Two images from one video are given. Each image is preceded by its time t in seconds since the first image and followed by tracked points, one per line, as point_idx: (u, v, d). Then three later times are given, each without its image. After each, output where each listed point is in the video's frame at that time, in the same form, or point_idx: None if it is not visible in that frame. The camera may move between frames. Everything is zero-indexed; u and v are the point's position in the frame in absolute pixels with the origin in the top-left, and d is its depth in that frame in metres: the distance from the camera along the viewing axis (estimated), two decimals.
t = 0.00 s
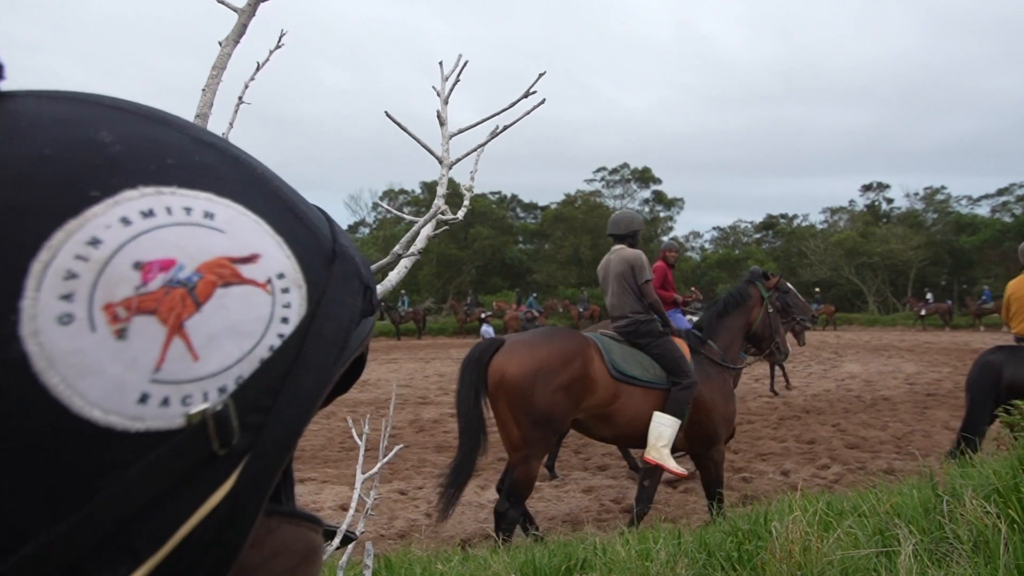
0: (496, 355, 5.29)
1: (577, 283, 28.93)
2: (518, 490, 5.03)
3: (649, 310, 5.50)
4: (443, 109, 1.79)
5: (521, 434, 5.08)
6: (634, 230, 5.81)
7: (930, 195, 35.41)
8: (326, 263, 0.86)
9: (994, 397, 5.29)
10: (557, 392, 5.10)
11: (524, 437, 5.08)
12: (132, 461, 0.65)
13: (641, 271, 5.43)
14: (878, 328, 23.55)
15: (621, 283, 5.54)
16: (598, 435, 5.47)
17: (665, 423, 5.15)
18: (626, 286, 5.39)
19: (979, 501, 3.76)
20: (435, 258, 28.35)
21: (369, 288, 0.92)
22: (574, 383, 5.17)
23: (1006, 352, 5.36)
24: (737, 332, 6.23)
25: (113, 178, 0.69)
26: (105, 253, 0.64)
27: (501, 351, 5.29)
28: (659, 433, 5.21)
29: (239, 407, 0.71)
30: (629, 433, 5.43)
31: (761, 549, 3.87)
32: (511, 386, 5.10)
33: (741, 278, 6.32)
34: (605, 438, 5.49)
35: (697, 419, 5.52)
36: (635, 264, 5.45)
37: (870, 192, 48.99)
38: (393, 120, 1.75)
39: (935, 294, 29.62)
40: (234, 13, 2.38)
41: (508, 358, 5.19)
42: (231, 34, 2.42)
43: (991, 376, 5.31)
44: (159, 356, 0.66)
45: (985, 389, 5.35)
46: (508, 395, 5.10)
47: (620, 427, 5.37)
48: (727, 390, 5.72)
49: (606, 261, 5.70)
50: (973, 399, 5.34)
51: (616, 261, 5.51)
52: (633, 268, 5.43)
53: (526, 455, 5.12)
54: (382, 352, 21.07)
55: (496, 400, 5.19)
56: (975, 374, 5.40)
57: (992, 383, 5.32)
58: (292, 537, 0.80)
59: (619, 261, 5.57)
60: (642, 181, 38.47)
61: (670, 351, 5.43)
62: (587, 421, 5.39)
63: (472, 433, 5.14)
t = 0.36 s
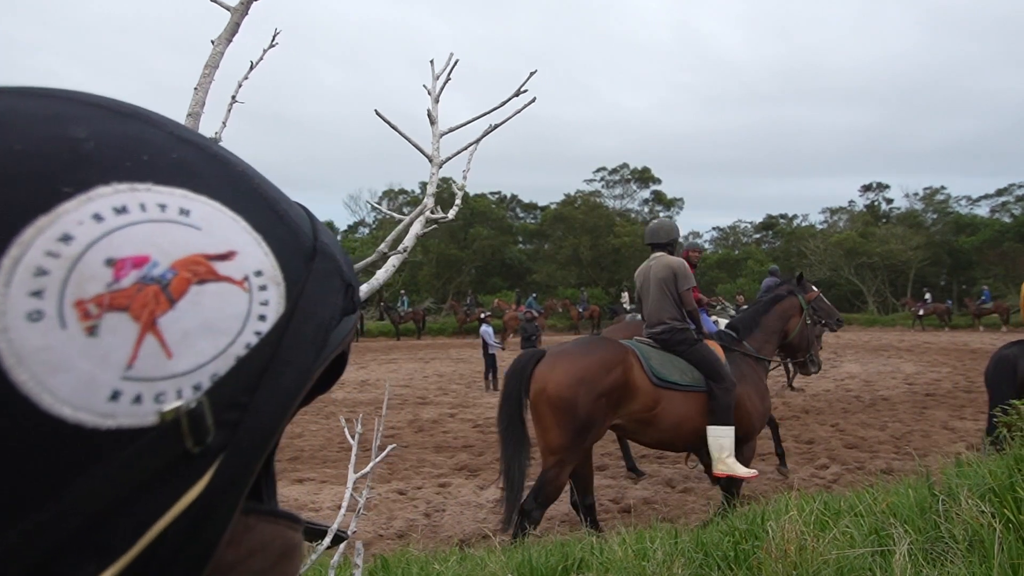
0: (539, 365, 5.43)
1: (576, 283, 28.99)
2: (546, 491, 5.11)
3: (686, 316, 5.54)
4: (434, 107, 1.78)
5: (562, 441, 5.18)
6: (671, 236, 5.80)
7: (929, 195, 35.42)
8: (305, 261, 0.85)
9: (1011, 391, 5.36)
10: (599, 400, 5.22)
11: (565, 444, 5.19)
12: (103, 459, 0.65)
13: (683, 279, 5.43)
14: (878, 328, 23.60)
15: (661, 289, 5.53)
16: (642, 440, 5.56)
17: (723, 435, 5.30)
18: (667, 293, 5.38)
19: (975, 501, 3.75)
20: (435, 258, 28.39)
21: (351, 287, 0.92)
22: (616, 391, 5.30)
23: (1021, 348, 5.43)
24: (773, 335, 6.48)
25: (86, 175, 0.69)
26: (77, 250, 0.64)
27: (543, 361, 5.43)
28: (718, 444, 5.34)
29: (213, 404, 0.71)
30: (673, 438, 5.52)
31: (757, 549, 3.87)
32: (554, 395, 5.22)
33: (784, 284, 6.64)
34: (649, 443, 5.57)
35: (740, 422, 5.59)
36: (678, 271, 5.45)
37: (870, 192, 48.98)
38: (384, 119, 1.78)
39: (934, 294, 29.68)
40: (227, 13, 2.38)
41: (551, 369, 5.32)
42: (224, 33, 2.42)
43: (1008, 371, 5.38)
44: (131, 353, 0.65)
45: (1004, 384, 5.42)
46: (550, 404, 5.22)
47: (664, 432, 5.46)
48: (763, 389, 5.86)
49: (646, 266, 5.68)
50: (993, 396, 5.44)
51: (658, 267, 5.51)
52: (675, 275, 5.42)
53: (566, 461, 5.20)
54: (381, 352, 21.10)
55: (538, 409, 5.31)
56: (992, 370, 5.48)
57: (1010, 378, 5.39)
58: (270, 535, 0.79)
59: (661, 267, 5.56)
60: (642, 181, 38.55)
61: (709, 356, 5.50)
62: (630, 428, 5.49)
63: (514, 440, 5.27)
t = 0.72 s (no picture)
0: (586, 362, 5.66)
1: (576, 283, 29.03)
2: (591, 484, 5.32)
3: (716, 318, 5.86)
4: (425, 107, 1.78)
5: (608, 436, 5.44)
6: (706, 240, 6.04)
7: (929, 195, 35.40)
8: (287, 262, 0.85)
9: None
10: (644, 398, 5.49)
11: (612, 440, 5.44)
12: (80, 460, 0.65)
13: (713, 283, 5.73)
14: (877, 329, 23.63)
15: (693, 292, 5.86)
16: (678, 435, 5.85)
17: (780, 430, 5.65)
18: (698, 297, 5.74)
19: (973, 502, 3.74)
20: (435, 258, 28.45)
21: (335, 288, 0.91)
22: (659, 389, 5.57)
23: None
24: (803, 334, 6.81)
25: (62, 176, 0.69)
26: (50, 251, 0.65)
27: (590, 358, 5.65)
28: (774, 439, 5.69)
29: (190, 407, 0.71)
30: (708, 435, 5.82)
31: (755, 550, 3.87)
32: (603, 393, 5.46)
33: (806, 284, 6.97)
34: (684, 438, 5.87)
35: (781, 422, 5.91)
36: (710, 275, 5.74)
37: (870, 193, 48.96)
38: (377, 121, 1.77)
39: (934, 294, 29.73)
40: (221, 13, 2.37)
41: (598, 366, 5.57)
42: (218, 33, 2.42)
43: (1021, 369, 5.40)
44: (105, 355, 0.65)
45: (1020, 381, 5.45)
46: (597, 401, 5.46)
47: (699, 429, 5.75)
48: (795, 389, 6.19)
49: (679, 270, 5.99)
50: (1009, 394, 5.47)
51: (690, 271, 5.81)
52: (706, 280, 5.74)
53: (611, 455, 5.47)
54: (381, 352, 21.14)
55: (584, 405, 5.56)
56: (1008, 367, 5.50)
57: None
58: (249, 538, 0.79)
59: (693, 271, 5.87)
60: (642, 182, 38.61)
61: (740, 355, 5.82)
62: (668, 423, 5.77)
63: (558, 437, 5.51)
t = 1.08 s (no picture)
0: (632, 359, 5.86)
1: (576, 283, 29.04)
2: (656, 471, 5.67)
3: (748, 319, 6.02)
4: (416, 107, 1.78)
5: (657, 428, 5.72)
6: (736, 242, 6.04)
7: (929, 195, 35.42)
8: (269, 262, 0.84)
9: None
10: (691, 391, 5.69)
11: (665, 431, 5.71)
12: (57, 458, 0.66)
13: (742, 287, 5.83)
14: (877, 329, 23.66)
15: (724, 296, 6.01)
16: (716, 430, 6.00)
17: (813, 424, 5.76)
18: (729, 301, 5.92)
19: (971, 502, 3.73)
20: (435, 259, 28.49)
21: (318, 288, 0.91)
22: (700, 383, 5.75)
23: None
24: (828, 331, 6.80)
25: (39, 175, 0.69)
26: (24, 251, 0.65)
27: (635, 355, 5.88)
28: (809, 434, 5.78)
29: (166, 407, 0.70)
30: (746, 430, 6.00)
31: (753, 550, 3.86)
32: (652, 386, 5.68)
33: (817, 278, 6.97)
34: (721, 434, 6.01)
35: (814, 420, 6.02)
36: (738, 279, 5.85)
37: (870, 193, 48.91)
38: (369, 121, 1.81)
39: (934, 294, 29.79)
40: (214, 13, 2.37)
41: (643, 361, 5.78)
42: (212, 33, 2.41)
43: None
44: (81, 355, 0.66)
45: None
46: (646, 395, 5.70)
47: (737, 423, 5.91)
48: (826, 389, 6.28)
49: (711, 273, 6.10)
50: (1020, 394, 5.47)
51: (721, 276, 5.93)
52: (734, 284, 5.85)
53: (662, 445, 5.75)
54: (381, 353, 21.16)
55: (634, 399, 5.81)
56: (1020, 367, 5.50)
57: None
58: (230, 538, 0.79)
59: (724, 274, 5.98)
60: (642, 182, 38.67)
61: (775, 353, 6.02)
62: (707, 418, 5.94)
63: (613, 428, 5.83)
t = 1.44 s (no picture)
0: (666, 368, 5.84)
1: (576, 283, 29.08)
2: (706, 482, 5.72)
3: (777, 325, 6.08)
4: (406, 107, 1.76)
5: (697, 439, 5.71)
6: (763, 251, 6.10)
7: (929, 195, 35.42)
8: (249, 259, 0.84)
9: None
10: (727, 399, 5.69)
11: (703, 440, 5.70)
12: (31, 451, 0.66)
13: (769, 295, 5.92)
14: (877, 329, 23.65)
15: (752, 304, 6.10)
16: (749, 436, 6.04)
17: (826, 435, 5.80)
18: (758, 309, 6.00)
19: (968, 502, 3.72)
20: (434, 258, 28.52)
21: (299, 288, 0.90)
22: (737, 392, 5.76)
23: None
24: (866, 336, 6.87)
25: (17, 174, 0.70)
26: None
27: (671, 364, 5.84)
28: (826, 443, 5.82)
29: (141, 404, 0.70)
30: (776, 438, 6.02)
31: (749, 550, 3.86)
32: (688, 395, 5.67)
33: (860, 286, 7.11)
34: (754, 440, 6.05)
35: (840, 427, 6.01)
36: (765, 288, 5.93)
37: (870, 193, 48.94)
38: (356, 118, 1.72)
39: (933, 295, 29.79)
40: (207, 12, 2.38)
41: (680, 371, 5.76)
42: (205, 32, 2.42)
43: None
44: (54, 351, 0.66)
45: None
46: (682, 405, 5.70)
47: (770, 431, 5.94)
48: (858, 397, 6.24)
49: (738, 282, 6.19)
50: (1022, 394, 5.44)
51: (748, 284, 6.03)
52: (761, 293, 5.94)
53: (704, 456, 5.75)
54: (380, 353, 21.19)
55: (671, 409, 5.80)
56: None
57: None
58: (206, 537, 0.78)
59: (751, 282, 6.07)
60: (642, 182, 38.71)
61: (804, 360, 6.02)
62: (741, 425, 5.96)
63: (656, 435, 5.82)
